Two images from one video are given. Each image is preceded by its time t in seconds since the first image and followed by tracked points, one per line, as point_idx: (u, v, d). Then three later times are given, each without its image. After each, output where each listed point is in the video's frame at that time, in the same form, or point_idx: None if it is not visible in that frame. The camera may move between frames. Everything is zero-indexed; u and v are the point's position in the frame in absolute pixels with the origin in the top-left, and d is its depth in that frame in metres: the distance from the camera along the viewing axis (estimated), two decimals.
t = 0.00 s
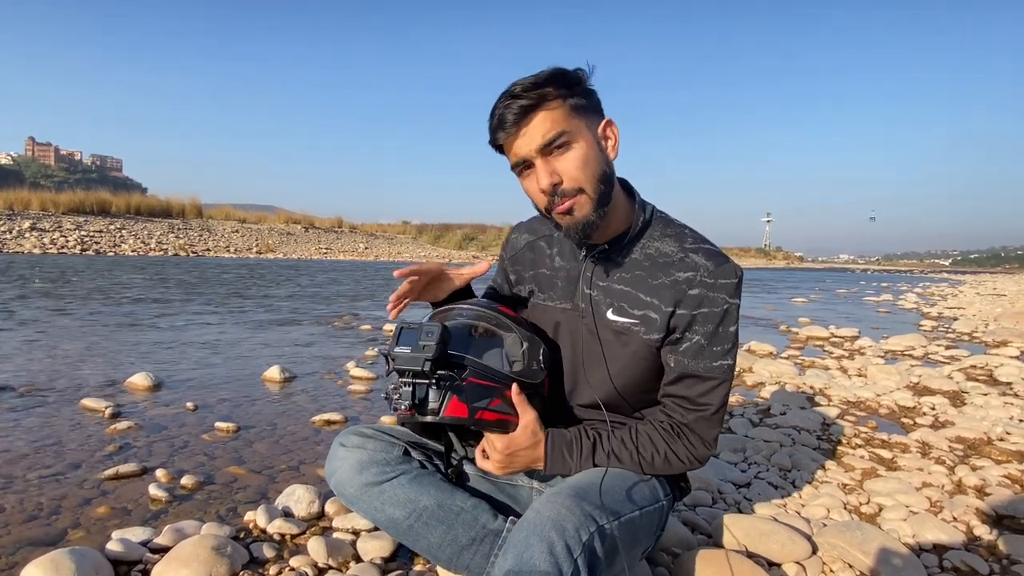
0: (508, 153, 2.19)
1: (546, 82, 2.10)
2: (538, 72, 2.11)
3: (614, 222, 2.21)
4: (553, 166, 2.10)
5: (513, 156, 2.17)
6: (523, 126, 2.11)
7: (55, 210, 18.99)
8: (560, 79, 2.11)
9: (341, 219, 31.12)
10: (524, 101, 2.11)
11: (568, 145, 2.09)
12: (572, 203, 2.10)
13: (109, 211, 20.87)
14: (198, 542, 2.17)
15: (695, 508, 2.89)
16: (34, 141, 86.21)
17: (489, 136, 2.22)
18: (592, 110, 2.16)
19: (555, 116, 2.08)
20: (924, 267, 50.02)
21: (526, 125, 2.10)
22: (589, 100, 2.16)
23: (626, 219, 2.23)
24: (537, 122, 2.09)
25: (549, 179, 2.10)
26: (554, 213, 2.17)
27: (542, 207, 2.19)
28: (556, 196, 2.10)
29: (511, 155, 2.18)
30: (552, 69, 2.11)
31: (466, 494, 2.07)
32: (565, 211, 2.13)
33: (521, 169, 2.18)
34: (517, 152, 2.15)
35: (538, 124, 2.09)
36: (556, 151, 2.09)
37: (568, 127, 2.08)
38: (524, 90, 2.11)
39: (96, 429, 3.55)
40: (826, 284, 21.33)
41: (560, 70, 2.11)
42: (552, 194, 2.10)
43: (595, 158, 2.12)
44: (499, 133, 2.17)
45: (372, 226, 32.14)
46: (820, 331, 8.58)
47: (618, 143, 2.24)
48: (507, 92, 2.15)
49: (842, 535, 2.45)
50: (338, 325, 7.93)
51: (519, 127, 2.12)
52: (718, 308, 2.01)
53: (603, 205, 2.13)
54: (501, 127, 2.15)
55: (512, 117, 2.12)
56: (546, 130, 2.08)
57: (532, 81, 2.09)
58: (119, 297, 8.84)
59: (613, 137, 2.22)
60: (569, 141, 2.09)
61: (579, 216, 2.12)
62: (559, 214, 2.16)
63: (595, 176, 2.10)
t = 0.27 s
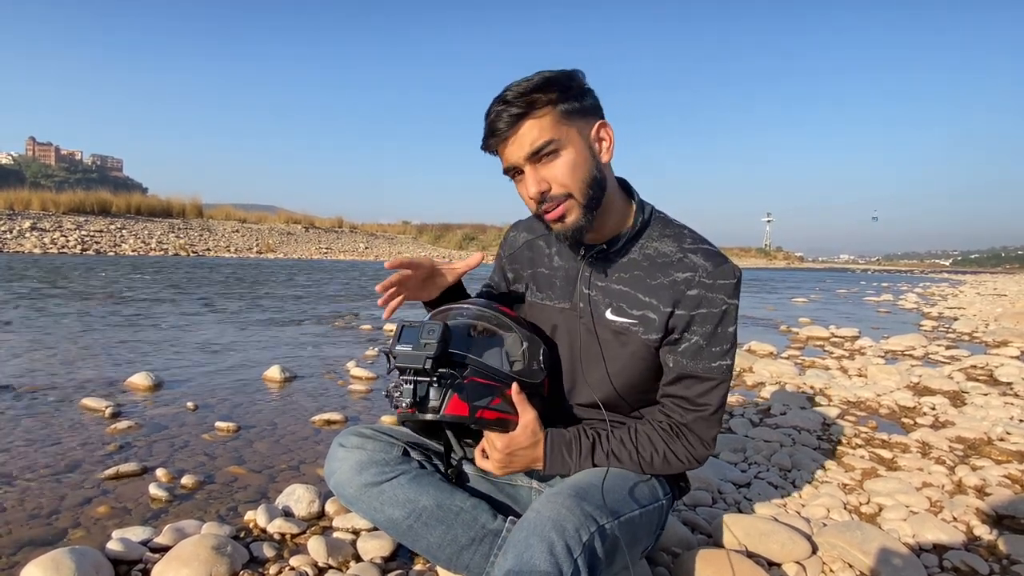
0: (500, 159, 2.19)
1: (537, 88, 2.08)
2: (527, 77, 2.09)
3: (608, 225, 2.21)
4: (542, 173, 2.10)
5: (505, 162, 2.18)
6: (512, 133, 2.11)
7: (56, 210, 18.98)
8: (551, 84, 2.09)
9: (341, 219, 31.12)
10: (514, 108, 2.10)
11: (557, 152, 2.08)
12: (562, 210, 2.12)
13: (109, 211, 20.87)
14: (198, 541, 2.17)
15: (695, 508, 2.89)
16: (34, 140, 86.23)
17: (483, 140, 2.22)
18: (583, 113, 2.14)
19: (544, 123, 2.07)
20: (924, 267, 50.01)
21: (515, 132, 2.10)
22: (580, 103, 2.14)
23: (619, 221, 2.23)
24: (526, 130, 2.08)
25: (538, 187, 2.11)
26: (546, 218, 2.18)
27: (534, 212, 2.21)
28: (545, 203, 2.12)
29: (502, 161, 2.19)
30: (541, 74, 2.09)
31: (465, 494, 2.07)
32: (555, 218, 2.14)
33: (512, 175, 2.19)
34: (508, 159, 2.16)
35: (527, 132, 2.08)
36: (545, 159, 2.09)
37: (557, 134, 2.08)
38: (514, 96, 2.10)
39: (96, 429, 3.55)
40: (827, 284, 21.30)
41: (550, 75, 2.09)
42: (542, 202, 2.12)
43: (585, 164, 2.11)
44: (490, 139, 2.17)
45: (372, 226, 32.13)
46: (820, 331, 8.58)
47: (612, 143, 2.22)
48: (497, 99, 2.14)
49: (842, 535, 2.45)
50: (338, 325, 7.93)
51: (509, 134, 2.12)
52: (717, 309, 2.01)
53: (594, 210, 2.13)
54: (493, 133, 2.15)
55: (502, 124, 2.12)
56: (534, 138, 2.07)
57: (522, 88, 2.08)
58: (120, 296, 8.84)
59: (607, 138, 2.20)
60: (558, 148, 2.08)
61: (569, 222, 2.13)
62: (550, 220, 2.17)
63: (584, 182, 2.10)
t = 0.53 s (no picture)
0: (500, 159, 2.19)
1: (537, 89, 2.07)
2: (528, 78, 2.08)
3: (609, 224, 2.21)
4: (543, 174, 2.10)
5: (506, 163, 2.18)
6: (513, 134, 2.11)
7: (56, 210, 18.98)
8: (552, 84, 2.08)
9: (342, 219, 31.12)
10: (514, 108, 2.10)
11: (557, 152, 2.09)
12: (562, 210, 2.12)
13: (110, 210, 20.86)
14: (199, 540, 2.17)
15: (695, 508, 2.89)
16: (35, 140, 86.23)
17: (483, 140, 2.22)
18: (584, 113, 2.13)
19: (545, 124, 2.07)
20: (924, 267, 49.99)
21: (516, 133, 2.10)
22: (581, 103, 2.13)
23: (619, 220, 2.23)
24: (526, 131, 2.08)
25: (538, 187, 2.11)
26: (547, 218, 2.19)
27: (534, 212, 2.22)
28: (546, 203, 2.12)
29: (503, 162, 2.19)
30: (542, 74, 2.08)
31: (466, 493, 2.07)
32: (555, 218, 2.15)
33: (513, 175, 2.19)
34: (509, 160, 2.16)
35: (528, 133, 2.08)
36: (546, 160, 2.09)
37: (558, 135, 2.08)
38: (515, 97, 2.09)
39: (97, 428, 3.55)
40: (828, 284, 21.26)
41: (550, 75, 2.08)
42: (543, 202, 2.12)
43: (586, 164, 2.11)
44: (491, 139, 2.17)
45: (372, 225, 32.11)
46: (821, 331, 8.58)
47: (613, 141, 2.22)
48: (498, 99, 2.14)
49: (843, 535, 2.45)
50: (339, 324, 7.93)
51: (510, 134, 2.12)
52: (717, 307, 2.01)
53: (594, 210, 2.13)
54: (493, 133, 2.15)
55: (502, 125, 2.12)
56: (535, 139, 2.08)
57: (523, 88, 2.07)
58: (120, 296, 8.84)
59: (607, 137, 2.20)
60: (558, 149, 2.08)
61: (569, 221, 2.14)
62: (550, 219, 2.17)
63: (585, 182, 2.10)
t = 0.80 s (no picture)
0: (507, 153, 2.18)
1: (547, 84, 2.07)
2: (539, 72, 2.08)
3: (612, 223, 2.21)
4: (549, 169, 2.10)
5: (512, 157, 2.18)
6: (521, 128, 2.10)
7: (57, 209, 18.97)
8: (562, 80, 2.08)
9: (342, 219, 31.12)
10: (524, 102, 2.09)
11: (565, 148, 2.08)
12: (568, 206, 2.12)
13: (110, 209, 20.85)
14: (199, 540, 2.17)
15: (696, 507, 2.88)
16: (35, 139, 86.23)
17: (491, 133, 2.21)
18: (593, 111, 2.13)
19: (554, 119, 2.07)
20: (925, 267, 49.98)
21: (524, 127, 2.09)
22: (590, 100, 2.13)
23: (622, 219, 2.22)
24: (535, 125, 2.08)
25: (544, 182, 2.11)
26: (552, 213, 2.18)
27: (539, 208, 2.21)
28: (551, 198, 2.12)
29: (510, 156, 2.18)
30: (553, 70, 2.07)
31: (467, 492, 2.07)
32: (561, 213, 2.14)
33: (519, 170, 2.18)
34: (516, 154, 2.15)
35: (536, 127, 2.08)
36: (553, 155, 2.09)
37: (566, 130, 2.07)
38: (525, 91, 2.09)
39: (97, 427, 3.55)
40: (829, 284, 21.23)
41: (561, 71, 2.08)
42: (548, 197, 2.12)
43: (592, 162, 2.11)
44: (499, 133, 2.16)
45: (373, 225, 32.10)
46: (821, 330, 8.58)
47: (619, 141, 2.22)
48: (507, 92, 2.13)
49: (843, 535, 2.45)
50: (339, 324, 7.93)
51: (518, 128, 2.11)
52: (719, 306, 2.01)
53: (599, 208, 2.13)
54: (501, 127, 2.15)
55: (511, 118, 2.11)
56: (544, 134, 2.07)
57: (533, 83, 2.07)
58: (120, 295, 8.84)
59: (614, 135, 2.20)
60: (566, 145, 2.08)
61: (574, 218, 2.13)
62: (555, 215, 2.17)
63: (591, 179, 2.10)
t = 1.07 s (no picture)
0: (513, 148, 2.18)
1: (555, 81, 2.07)
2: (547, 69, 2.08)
3: (615, 222, 2.21)
4: (554, 167, 2.10)
5: (518, 153, 2.18)
6: (527, 124, 2.10)
7: (57, 208, 18.97)
8: (569, 77, 2.08)
9: (342, 218, 31.11)
10: (531, 98, 2.09)
11: (570, 146, 2.09)
12: (571, 204, 2.12)
13: (110, 209, 20.85)
14: (200, 539, 2.17)
15: (696, 507, 2.88)
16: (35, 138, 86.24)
17: (497, 129, 2.21)
18: (599, 110, 2.14)
19: (560, 116, 2.07)
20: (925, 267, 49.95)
21: (530, 123, 2.10)
22: (596, 99, 2.13)
23: (624, 218, 2.23)
24: (541, 122, 2.08)
25: (549, 179, 2.11)
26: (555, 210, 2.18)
27: (542, 204, 2.21)
28: (555, 195, 2.12)
29: (515, 152, 2.19)
30: (561, 68, 2.08)
31: (468, 491, 2.07)
32: (563, 211, 2.15)
33: (523, 165, 2.19)
34: (521, 149, 2.15)
35: (542, 124, 2.08)
36: (558, 153, 2.09)
37: (572, 128, 2.08)
38: (532, 88, 2.09)
39: (98, 426, 3.55)
40: (830, 283, 21.19)
41: (569, 69, 2.08)
42: (552, 194, 2.12)
43: (597, 161, 2.11)
44: (504, 128, 2.16)
45: (373, 224, 32.09)
46: (822, 330, 8.58)
47: (624, 141, 2.22)
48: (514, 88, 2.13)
49: (844, 534, 2.45)
50: (339, 323, 7.93)
51: (524, 124, 2.12)
52: (720, 305, 2.01)
53: (602, 206, 2.13)
54: (507, 122, 2.15)
55: (517, 114, 2.11)
56: (549, 131, 2.07)
57: (541, 79, 2.07)
58: (121, 294, 8.84)
59: (619, 135, 2.20)
60: (572, 142, 2.08)
61: (577, 216, 2.13)
62: (558, 212, 2.17)
63: (595, 178, 2.10)
